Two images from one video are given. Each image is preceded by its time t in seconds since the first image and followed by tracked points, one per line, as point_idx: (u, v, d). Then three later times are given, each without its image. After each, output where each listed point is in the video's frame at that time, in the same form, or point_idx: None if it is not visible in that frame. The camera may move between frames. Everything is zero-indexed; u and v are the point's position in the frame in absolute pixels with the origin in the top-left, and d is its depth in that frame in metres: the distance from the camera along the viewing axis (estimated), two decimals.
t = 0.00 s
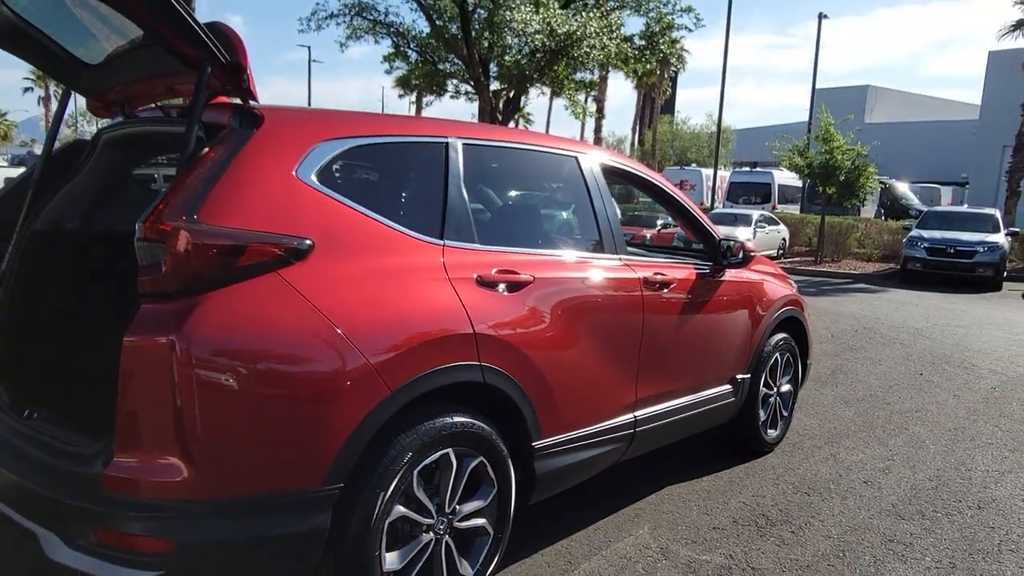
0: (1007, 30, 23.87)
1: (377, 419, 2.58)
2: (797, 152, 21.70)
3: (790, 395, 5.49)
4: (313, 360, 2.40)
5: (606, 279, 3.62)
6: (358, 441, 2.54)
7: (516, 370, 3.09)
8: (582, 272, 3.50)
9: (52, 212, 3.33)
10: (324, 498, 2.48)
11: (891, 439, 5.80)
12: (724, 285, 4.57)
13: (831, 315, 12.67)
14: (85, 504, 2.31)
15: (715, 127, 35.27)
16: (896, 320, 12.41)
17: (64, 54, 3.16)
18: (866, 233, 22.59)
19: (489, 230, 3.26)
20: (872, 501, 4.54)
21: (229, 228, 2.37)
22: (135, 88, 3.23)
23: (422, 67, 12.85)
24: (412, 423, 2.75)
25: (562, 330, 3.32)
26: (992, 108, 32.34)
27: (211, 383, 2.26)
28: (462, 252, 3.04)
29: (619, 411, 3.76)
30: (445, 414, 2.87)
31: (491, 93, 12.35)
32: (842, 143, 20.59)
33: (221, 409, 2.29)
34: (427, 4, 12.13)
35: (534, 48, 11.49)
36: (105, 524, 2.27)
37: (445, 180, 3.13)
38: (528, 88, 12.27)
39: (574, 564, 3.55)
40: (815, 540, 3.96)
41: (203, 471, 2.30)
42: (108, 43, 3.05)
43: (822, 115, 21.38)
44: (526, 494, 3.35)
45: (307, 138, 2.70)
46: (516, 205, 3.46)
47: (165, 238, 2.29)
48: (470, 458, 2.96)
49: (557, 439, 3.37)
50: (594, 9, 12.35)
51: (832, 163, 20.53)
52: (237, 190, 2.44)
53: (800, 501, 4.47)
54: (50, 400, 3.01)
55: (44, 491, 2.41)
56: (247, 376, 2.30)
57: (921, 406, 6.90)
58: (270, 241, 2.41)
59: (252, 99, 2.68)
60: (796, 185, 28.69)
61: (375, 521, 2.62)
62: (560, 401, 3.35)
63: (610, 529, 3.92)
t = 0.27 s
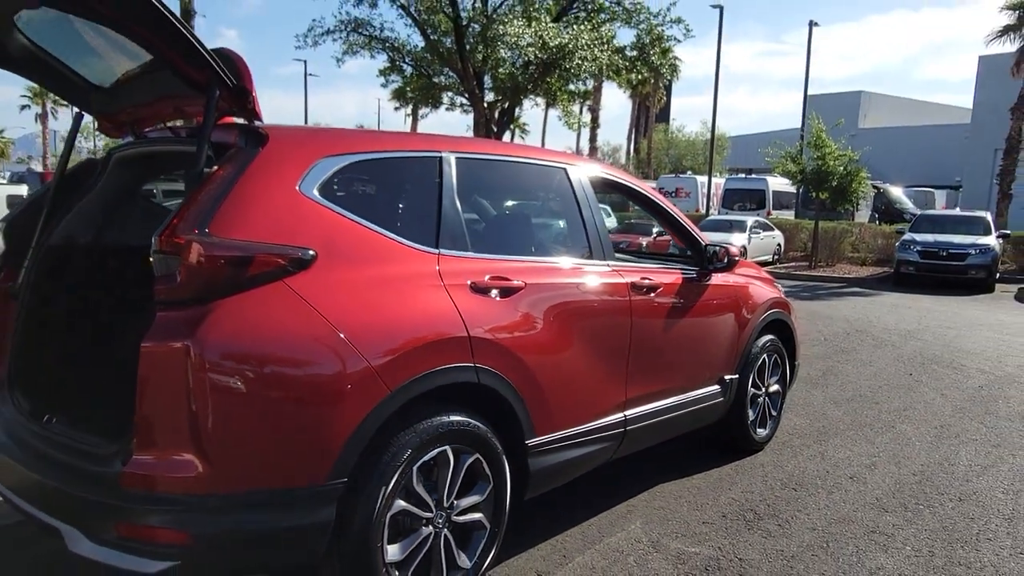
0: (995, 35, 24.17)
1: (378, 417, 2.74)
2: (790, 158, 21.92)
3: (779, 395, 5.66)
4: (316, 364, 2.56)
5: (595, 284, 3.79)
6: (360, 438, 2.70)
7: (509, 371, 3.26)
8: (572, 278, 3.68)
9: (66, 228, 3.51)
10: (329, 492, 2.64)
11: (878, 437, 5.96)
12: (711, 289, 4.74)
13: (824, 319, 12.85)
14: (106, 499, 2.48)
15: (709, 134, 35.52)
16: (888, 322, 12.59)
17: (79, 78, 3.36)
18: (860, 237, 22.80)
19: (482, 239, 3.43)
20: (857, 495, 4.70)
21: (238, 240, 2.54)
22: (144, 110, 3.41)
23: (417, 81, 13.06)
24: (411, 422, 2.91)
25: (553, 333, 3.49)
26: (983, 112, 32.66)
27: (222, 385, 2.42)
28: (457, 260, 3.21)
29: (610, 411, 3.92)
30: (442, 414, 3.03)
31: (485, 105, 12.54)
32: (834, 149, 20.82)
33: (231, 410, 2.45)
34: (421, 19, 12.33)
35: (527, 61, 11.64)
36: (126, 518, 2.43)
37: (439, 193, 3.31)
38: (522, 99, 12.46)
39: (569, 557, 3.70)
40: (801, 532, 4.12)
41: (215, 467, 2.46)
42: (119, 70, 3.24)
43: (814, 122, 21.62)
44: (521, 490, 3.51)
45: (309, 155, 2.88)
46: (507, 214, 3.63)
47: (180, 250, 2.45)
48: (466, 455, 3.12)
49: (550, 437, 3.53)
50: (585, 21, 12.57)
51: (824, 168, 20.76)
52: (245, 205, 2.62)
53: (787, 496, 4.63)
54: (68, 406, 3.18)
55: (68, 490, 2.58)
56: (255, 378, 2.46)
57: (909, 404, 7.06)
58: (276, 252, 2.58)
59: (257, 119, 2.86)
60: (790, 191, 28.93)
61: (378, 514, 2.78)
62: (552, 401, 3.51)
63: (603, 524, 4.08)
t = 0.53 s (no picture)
0: (988, 41, 24.41)
1: (385, 424, 2.87)
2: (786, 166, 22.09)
3: (775, 400, 5.78)
4: (326, 373, 2.69)
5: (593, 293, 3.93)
6: (368, 443, 2.83)
7: (510, 378, 3.39)
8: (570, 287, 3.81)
9: (83, 246, 3.66)
10: (341, 495, 2.77)
11: (873, 439, 6.08)
12: (706, 296, 4.88)
13: (823, 324, 12.97)
14: (128, 504, 2.60)
15: (707, 143, 35.71)
16: (886, 327, 12.72)
17: (92, 99, 3.50)
18: (858, 243, 22.95)
19: (483, 251, 3.57)
20: (852, 496, 4.81)
21: (252, 256, 2.68)
22: (157, 133, 3.55)
23: (416, 95, 13.22)
24: (417, 428, 3.04)
25: (553, 341, 3.62)
26: (978, 117, 32.89)
27: (237, 393, 2.55)
28: (459, 272, 3.35)
29: (609, 416, 4.05)
30: (447, 420, 3.16)
31: (484, 118, 12.70)
32: (830, 156, 20.99)
33: (246, 417, 2.57)
34: (420, 34, 12.51)
35: (525, 74, 11.78)
36: (146, 522, 2.55)
37: (441, 208, 3.45)
38: (520, 112, 12.62)
39: (571, 558, 3.82)
40: (797, 532, 4.24)
41: (231, 472, 2.58)
42: (128, 94, 3.38)
43: (810, 129, 21.80)
44: (523, 493, 3.63)
45: (317, 174, 3.02)
46: (507, 227, 3.77)
47: (198, 266, 2.59)
48: (470, 460, 3.25)
49: (551, 442, 3.65)
50: (582, 34, 12.74)
51: (821, 175, 20.92)
52: (257, 223, 2.75)
53: (784, 497, 4.74)
54: (87, 417, 3.31)
55: (91, 495, 2.71)
56: (269, 387, 2.59)
57: (905, 407, 7.18)
58: (287, 267, 2.72)
59: (268, 140, 3.00)
60: (788, 198, 29.10)
61: (386, 517, 2.90)
62: (552, 406, 3.64)
63: (604, 527, 4.19)
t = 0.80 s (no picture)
0: (980, 48, 24.67)
1: (400, 431, 2.99)
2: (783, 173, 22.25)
3: (775, 405, 5.90)
4: (342, 383, 2.80)
5: (595, 302, 4.05)
6: (384, 450, 2.94)
7: (518, 385, 3.50)
8: (574, 297, 3.93)
9: (103, 264, 3.79)
10: (358, 500, 2.88)
11: (872, 443, 6.19)
12: (705, 304, 4.99)
13: (822, 330, 13.09)
14: (155, 511, 2.72)
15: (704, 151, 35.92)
16: (884, 332, 12.84)
17: (112, 124, 3.63)
18: (855, 248, 23.11)
19: (490, 263, 3.69)
20: (852, 498, 4.92)
21: (271, 271, 2.79)
22: (174, 153, 3.68)
23: (416, 108, 13.38)
24: (430, 435, 3.15)
25: (558, 350, 3.73)
26: (973, 123, 33.14)
27: (259, 403, 2.66)
28: (467, 284, 3.47)
29: (614, 421, 4.16)
30: (458, 427, 3.27)
31: (483, 130, 12.86)
32: (825, 163, 21.16)
33: (268, 426, 2.68)
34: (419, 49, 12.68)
35: (523, 87, 11.92)
36: (173, 528, 2.66)
37: (449, 222, 3.57)
38: (519, 124, 12.76)
39: (578, 561, 3.92)
40: (798, 533, 4.34)
41: (253, 479, 2.69)
42: (147, 118, 3.50)
43: (805, 137, 21.99)
44: (531, 498, 3.74)
45: (331, 192, 3.14)
46: (513, 240, 3.89)
47: (220, 281, 2.71)
48: (481, 466, 3.36)
49: (558, 447, 3.76)
50: (579, 47, 12.91)
51: (818, 182, 21.09)
52: (275, 239, 2.87)
53: (785, 500, 4.85)
54: (110, 429, 3.43)
55: (119, 503, 2.83)
56: (289, 397, 2.70)
57: (903, 411, 7.29)
58: (305, 281, 2.84)
59: (284, 160, 3.12)
60: (785, 205, 29.28)
61: (402, 521, 3.00)
62: (559, 412, 3.75)
63: (611, 530, 4.30)
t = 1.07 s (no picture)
0: (976, 49, 24.85)
1: (417, 432, 3.09)
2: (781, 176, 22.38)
3: (778, 405, 6.00)
4: (363, 385, 2.91)
5: (602, 306, 4.16)
6: (402, 450, 3.05)
7: (529, 387, 3.61)
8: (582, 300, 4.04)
9: (124, 275, 3.91)
10: (378, 499, 2.98)
11: (875, 441, 6.28)
12: (709, 306, 5.10)
13: (823, 332, 13.19)
14: (184, 511, 2.82)
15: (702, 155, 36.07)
16: (885, 333, 12.93)
17: (131, 137, 3.74)
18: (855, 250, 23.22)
19: (500, 268, 3.80)
20: (855, 494, 5.01)
21: (293, 278, 2.90)
22: (192, 166, 3.80)
23: (418, 116, 13.50)
24: (446, 436, 3.26)
25: (567, 352, 3.84)
26: (970, 123, 33.31)
27: (284, 404, 2.77)
28: (479, 289, 3.58)
29: (621, 421, 4.27)
30: (472, 428, 3.38)
31: (484, 137, 12.98)
32: (824, 166, 21.30)
33: (292, 426, 2.79)
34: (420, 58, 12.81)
35: (524, 95, 12.05)
36: (202, 527, 2.77)
37: (461, 229, 3.68)
38: (520, 131, 12.89)
39: (589, 558, 4.02)
40: (803, 529, 4.44)
41: (278, 479, 2.80)
42: (165, 132, 3.61)
43: (803, 140, 22.12)
44: (543, 497, 3.84)
45: (348, 202, 3.25)
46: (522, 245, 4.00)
47: (245, 289, 2.81)
48: (495, 465, 3.46)
49: (568, 447, 3.87)
50: (578, 54, 13.04)
51: (817, 185, 21.21)
52: (297, 248, 2.98)
53: (790, 497, 4.95)
54: (135, 433, 3.54)
55: (148, 504, 2.94)
56: (312, 398, 2.80)
57: (904, 410, 7.39)
58: (326, 288, 2.94)
59: (302, 171, 3.24)
60: (784, 207, 29.40)
61: (420, 519, 3.11)
62: (569, 413, 3.86)
63: (620, 528, 4.40)
